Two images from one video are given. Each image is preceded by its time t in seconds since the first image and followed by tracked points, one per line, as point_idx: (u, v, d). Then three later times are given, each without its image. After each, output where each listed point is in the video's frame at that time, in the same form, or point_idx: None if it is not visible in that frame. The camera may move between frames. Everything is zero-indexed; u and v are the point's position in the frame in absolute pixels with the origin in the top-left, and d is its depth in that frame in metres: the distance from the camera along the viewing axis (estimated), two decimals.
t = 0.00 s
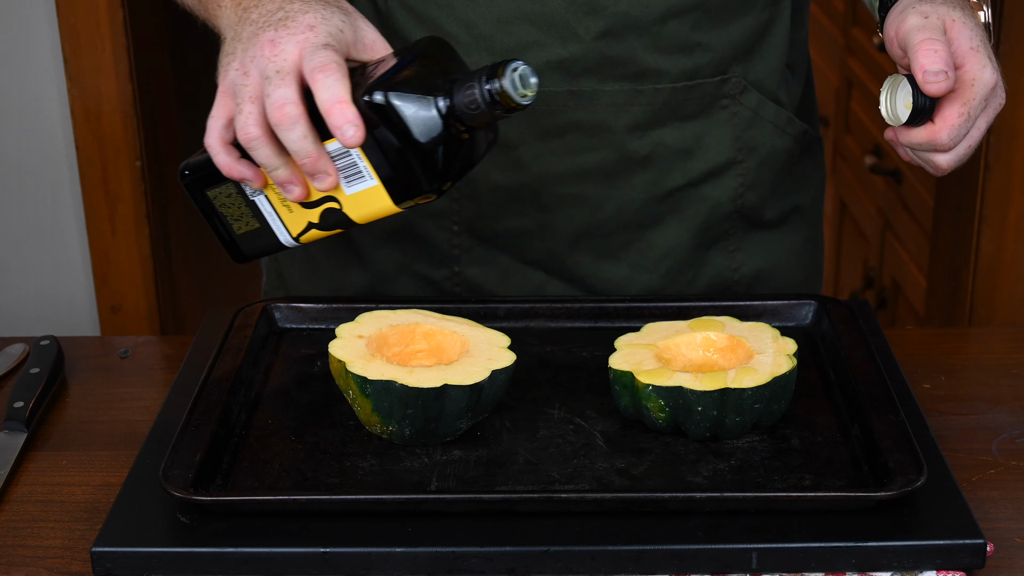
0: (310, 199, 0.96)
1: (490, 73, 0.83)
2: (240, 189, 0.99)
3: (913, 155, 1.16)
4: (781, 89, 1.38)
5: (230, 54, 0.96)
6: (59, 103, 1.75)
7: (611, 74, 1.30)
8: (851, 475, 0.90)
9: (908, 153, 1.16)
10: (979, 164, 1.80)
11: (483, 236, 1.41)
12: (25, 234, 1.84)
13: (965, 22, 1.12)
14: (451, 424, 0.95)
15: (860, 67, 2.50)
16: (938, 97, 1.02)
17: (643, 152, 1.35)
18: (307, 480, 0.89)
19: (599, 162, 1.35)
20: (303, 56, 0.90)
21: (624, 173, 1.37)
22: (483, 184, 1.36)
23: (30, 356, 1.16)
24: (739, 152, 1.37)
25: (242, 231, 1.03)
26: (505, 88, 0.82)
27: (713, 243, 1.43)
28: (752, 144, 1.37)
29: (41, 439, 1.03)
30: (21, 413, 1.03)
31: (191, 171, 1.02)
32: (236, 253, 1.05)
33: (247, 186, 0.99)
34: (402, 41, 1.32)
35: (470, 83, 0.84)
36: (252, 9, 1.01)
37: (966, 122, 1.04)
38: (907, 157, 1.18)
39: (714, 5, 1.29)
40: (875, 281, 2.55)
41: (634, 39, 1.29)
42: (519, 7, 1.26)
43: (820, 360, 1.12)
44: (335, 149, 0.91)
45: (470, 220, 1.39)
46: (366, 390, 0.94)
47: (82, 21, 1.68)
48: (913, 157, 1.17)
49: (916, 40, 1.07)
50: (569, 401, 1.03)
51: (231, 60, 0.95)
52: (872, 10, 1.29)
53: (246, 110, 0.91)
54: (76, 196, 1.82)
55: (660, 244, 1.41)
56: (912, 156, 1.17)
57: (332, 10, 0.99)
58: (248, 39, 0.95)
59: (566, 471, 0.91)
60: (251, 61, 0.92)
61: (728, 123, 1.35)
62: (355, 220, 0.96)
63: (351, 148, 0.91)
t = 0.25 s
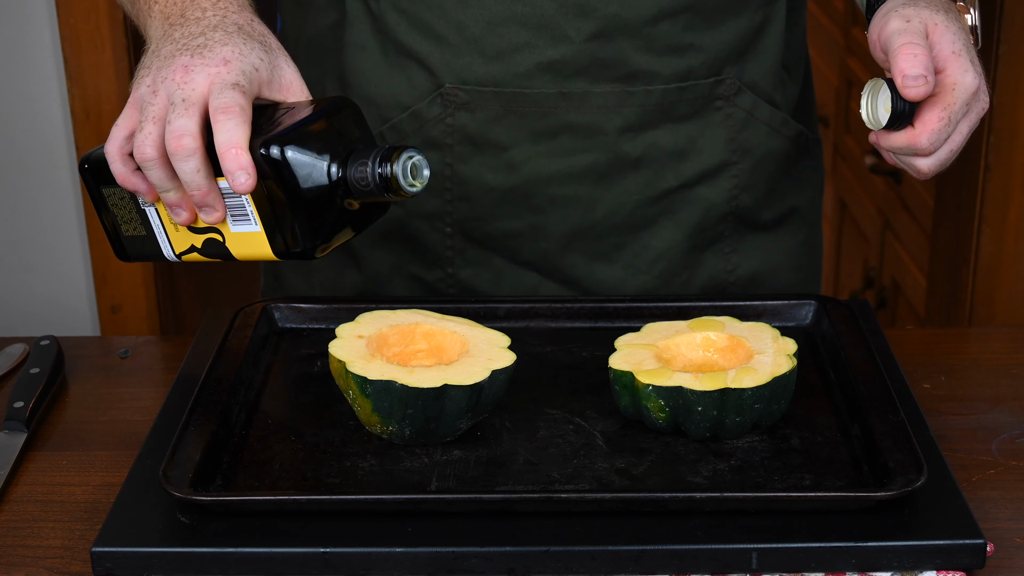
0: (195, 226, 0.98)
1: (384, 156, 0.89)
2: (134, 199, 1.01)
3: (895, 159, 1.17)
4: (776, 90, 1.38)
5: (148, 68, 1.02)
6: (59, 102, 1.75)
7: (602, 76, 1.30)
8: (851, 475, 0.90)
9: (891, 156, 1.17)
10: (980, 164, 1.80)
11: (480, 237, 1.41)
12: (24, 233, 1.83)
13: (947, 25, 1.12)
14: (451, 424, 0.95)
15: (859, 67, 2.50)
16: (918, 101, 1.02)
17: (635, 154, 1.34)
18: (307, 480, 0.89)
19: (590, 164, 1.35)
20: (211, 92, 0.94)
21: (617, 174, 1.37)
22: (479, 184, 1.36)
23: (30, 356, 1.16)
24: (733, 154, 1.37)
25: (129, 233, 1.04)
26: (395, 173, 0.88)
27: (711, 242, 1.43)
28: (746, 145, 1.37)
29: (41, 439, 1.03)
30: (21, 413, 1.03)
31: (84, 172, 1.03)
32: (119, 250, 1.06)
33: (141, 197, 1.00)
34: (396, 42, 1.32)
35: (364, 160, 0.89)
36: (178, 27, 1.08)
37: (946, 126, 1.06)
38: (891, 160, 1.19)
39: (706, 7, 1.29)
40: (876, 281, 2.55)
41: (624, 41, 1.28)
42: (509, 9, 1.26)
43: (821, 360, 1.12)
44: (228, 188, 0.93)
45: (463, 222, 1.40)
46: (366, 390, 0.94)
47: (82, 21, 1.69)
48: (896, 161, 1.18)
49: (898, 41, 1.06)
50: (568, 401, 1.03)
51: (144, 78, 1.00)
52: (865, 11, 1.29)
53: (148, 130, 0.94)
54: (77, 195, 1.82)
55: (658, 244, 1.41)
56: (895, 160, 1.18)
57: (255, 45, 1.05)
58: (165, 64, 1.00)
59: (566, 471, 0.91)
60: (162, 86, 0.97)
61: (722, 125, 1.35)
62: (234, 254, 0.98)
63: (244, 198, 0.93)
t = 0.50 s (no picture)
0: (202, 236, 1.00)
1: (406, 193, 0.93)
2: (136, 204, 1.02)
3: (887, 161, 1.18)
4: (773, 91, 1.38)
5: (153, 80, 1.00)
6: (60, 104, 1.75)
7: (597, 77, 1.30)
8: (851, 475, 0.90)
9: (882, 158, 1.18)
10: (980, 164, 1.80)
11: (479, 237, 1.41)
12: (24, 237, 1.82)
13: (939, 28, 1.12)
14: (451, 424, 0.95)
15: (859, 67, 2.50)
16: (906, 104, 1.02)
17: (631, 154, 1.34)
18: (307, 480, 0.89)
19: (586, 164, 1.35)
20: (229, 116, 0.94)
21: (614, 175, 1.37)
22: (477, 185, 1.36)
23: (29, 357, 1.16)
24: (730, 154, 1.37)
25: (124, 230, 1.06)
26: (416, 211, 0.92)
27: (710, 243, 1.43)
28: (744, 146, 1.37)
29: (41, 439, 1.03)
30: (21, 414, 1.03)
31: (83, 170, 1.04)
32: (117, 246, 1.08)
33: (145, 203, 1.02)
34: (393, 43, 1.32)
35: (386, 197, 0.92)
36: (183, 37, 1.06)
37: (937, 129, 1.06)
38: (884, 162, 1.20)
39: (701, 7, 1.29)
40: (876, 281, 2.55)
41: (619, 42, 1.28)
42: (505, 10, 1.26)
43: (821, 360, 1.12)
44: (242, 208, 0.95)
45: (459, 223, 1.40)
46: (367, 390, 0.94)
47: (82, 22, 1.69)
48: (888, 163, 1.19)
49: (887, 44, 1.06)
50: (568, 401, 1.03)
51: (152, 89, 0.98)
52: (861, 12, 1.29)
53: (162, 149, 0.93)
54: (78, 195, 1.83)
55: (657, 245, 1.41)
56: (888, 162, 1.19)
57: (263, 62, 1.04)
58: (176, 78, 0.98)
59: (566, 471, 0.91)
60: (175, 103, 0.95)
61: (719, 125, 1.35)
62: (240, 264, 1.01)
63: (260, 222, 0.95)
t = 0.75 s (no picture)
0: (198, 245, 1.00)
1: (405, 210, 0.91)
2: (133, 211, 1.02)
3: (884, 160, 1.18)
4: (773, 91, 1.38)
5: (156, 86, 1.00)
6: (59, 104, 1.75)
7: (596, 77, 1.30)
8: (851, 475, 0.90)
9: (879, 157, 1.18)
10: (980, 164, 1.80)
11: (479, 237, 1.41)
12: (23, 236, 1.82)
13: (936, 27, 1.12)
14: (451, 424, 0.95)
15: (859, 67, 2.50)
16: (902, 103, 1.02)
17: (630, 155, 1.34)
18: (307, 480, 0.89)
19: (586, 164, 1.34)
20: (229, 124, 0.93)
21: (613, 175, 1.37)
22: (476, 185, 1.36)
23: (29, 357, 1.16)
24: (730, 154, 1.37)
25: (121, 238, 1.06)
26: (415, 228, 0.90)
27: (710, 242, 1.43)
28: (743, 146, 1.37)
29: (41, 439, 1.03)
30: (21, 413, 1.03)
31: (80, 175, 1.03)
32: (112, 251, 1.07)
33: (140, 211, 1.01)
34: (392, 43, 1.32)
35: (384, 213, 0.90)
36: (187, 45, 1.06)
37: (933, 128, 1.06)
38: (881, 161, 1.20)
39: (700, 7, 1.29)
40: (876, 281, 2.55)
41: (618, 43, 1.28)
42: (503, 10, 1.26)
43: (821, 360, 1.12)
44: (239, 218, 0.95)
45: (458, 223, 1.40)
46: (367, 390, 0.94)
47: (82, 22, 1.69)
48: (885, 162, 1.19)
49: (885, 43, 1.06)
50: (568, 401, 1.03)
51: (153, 95, 0.98)
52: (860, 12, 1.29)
53: (159, 154, 0.93)
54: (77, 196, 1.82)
55: (657, 244, 1.41)
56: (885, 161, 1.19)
57: (267, 72, 1.04)
58: (178, 86, 0.98)
59: (566, 471, 0.91)
60: (176, 109, 0.95)
61: (719, 125, 1.35)
62: (234, 277, 1.00)
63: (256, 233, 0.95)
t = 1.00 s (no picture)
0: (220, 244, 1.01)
1: (425, 204, 0.92)
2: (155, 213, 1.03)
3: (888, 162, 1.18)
4: (775, 90, 1.38)
5: (171, 89, 1.00)
6: (60, 104, 1.75)
7: (598, 77, 1.30)
8: (851, 475, 0.90)
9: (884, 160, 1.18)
10: (980, 165, 1.80)
11: (479, 237, 1.41)
12: (24, 235, 1.83)
13: (940, 29, 1.11)
14: (450, 424, 0.95)
15: (860, 67, 2.50)
16: (906, 106, 1.02)
17: (632, 154, 1.34)
18: (307, 481, 0.89)
19: (587, 163, 1.34)
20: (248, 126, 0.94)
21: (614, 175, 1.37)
22: (477, 185, 1.36)
23: (29, 356, 1.16)
24: (731, 154, 1.37)
25: (142, 238, 1.07)
26: (435, 222, 0.91)
27: (710, 242, 1.43)
28: (745, 146, 1.37)
29: (41, 439, 1.03)
30: (21, 413, 1.03)
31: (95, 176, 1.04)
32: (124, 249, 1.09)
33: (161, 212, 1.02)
34: (394, 43, 1.32)
35: (404, 208, 0.92)
36: (200, 44, 1.06)
37: (938, 131, 1.06)
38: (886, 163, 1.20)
39: (703, 7, 1.29)
40: (875, 281, 2.55)
41: (620, 42, 1.28)
42: (506, 9, 1.26)
43: (821, 360, 1.12)
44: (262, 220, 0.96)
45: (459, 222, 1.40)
46: (367, 390, 0.94)
47: (83, 22, 1.69)
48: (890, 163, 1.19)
49: (890, 46, 1.06)
50: (568, 401, 1.03)
51: (170, 98, 0.98)
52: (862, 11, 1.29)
53: (180, 159, 0.93)
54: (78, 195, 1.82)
55: (658, 244, 1.41)
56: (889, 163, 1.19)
57: (281, 71, 1.04)
58: (193, 88, 0.98)
59: (566, 471, 0.91)
60: (193, 112, 0.95)
61: (720, 125, 1.35)
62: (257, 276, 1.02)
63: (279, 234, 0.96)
